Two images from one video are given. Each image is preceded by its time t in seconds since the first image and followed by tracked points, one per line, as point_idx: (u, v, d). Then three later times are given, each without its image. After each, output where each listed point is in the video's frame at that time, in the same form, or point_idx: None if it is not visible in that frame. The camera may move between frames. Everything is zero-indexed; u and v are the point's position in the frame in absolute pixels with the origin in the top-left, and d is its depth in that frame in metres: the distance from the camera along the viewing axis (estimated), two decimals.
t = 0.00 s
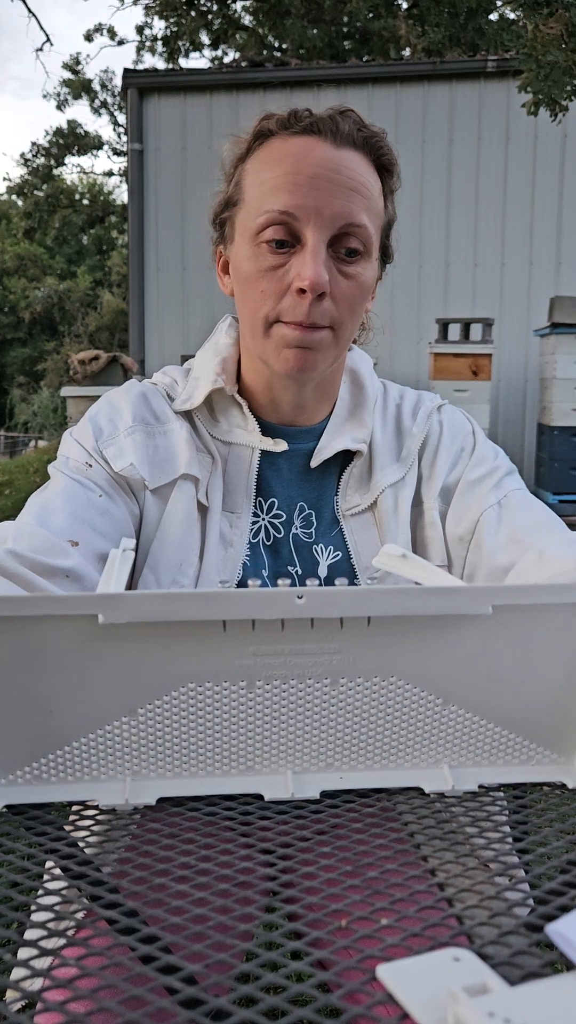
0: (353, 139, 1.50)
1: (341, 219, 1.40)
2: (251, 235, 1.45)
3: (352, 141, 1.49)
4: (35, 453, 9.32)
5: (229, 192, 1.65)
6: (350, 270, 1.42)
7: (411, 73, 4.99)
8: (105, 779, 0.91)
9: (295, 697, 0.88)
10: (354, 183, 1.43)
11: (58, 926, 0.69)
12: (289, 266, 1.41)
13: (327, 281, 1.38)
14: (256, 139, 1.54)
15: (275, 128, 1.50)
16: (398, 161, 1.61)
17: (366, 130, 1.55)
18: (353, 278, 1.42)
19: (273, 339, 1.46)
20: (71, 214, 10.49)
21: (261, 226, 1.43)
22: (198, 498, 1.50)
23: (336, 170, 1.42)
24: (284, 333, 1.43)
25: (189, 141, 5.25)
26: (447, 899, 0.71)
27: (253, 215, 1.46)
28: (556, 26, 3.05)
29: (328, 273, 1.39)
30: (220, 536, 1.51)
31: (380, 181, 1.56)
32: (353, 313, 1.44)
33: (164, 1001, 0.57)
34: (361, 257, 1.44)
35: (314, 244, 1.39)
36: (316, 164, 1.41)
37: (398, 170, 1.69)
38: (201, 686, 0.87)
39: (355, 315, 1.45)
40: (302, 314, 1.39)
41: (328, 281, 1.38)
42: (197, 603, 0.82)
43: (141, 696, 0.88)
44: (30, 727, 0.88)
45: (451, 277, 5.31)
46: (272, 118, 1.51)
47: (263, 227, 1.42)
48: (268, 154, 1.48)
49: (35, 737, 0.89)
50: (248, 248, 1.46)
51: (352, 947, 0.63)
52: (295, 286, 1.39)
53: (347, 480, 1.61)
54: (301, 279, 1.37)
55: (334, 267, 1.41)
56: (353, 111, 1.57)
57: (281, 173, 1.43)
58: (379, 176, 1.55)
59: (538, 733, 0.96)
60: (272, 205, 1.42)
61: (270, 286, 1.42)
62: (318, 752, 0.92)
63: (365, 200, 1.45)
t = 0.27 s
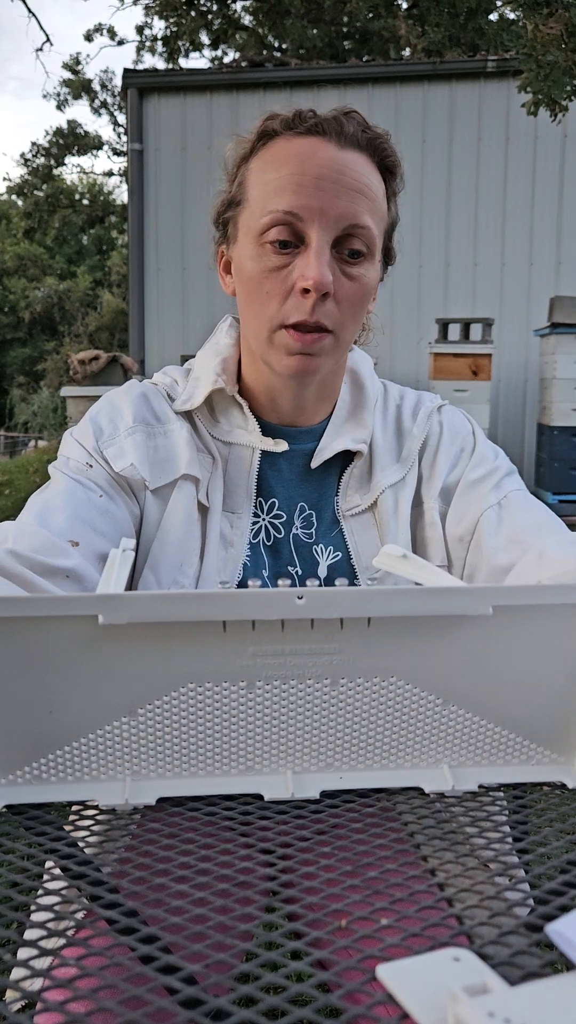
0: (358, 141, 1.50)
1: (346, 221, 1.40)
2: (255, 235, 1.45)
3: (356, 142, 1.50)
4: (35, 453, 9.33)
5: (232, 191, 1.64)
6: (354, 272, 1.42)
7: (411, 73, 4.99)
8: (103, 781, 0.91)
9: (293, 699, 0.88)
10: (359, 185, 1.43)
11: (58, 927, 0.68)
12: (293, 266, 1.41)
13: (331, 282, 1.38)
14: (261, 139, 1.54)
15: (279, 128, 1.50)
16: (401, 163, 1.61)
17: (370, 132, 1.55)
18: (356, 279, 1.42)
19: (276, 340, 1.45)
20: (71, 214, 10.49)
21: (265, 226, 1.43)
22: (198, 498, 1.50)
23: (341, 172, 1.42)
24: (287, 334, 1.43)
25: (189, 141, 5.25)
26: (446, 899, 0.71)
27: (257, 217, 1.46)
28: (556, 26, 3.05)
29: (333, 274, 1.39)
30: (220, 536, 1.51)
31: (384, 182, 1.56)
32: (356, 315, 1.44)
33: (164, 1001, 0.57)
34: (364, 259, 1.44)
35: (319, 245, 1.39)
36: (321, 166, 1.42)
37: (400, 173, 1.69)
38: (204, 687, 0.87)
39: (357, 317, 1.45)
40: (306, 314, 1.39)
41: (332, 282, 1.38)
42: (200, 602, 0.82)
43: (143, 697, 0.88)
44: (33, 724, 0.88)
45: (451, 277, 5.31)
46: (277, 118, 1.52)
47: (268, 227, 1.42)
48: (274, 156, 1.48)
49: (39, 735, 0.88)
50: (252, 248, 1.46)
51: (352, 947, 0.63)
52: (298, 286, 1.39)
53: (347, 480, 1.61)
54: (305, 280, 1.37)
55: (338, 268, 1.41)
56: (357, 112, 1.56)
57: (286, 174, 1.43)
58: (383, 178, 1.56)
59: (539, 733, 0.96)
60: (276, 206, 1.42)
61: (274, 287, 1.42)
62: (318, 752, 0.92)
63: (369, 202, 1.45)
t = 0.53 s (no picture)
0: (361, 139, 1.50)
1: (349, 218, 1.40)
2: (258, 232, 1.45)
3: (359, 141, 1.50)
4: (36, 453, 9.33)
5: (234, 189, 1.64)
6: (355, 269, 1.42)
7: (410, 72, 4.99)
8: (112, 770, 0.92)
9: (299, 669, 0.92)
10: (362, 183, 1.43)
11: (57, 927, 0.68)
12: (295, 263, 1.40)
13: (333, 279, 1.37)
14: (263, 137, 1.55)
15: (282, 126, 1.50)
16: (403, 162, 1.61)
17: (372, 131, 1.56)
18: (358, 277, 1.42)
19: (277, 337, 1.44)
20: (71, 214, 10.49)
21: (268, 222, 1.42)
22: (197, 497, 1.50)
23: (345, 169, 1.42)
24: (288, 330, 1.43)
25: (189, 141, 5.25)
26: (446, 899, 0.71)
27: (260, 214, 1.45)
28: (555, 26, 3.06)
29: (335, 271, 1.38)
30: (220, 534, 1.51)
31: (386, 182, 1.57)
32: (357, 313, 1.44)
33: (163, 1002, 0.57)
34: (366, 257, 1.44)
35: (321, 241, 1.39)
36: (324, 163, 1.42)
37: (401, 172, 1.70)
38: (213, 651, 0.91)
39: (358, 315, 1.44)
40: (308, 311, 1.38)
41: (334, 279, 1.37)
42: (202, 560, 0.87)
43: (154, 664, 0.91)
44: (45, 701, 0.90)
45: (451, 276, 5.31)
46: (281, 118, 1.53)
47: (270, 223, 1.42)
48: (277, 154, 1.48)
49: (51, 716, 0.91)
50: (254, 244, 1.46)
51: (352, 948, 0.63)
52: (300, 283, 1.38)
53: (349, 479, 1.61)
54: (307, 276, 1.36)
55: (340, 265, 1.41)
56: (359, 112, 1.57)
57: (290, 171, 1.43)
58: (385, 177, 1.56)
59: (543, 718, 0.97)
60: (279, 202, 1.41)
61: (276, 283, 1.42)
62: (327, 736, 0.94)
63: (372, 200, 1.45)
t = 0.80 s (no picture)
0: (355, 131, 1.52)
1: (342, 204, 1.39)
2: (252, 222, 1.46)
3: (353, 132, 1.51)
4: (36, 453, 9.33)
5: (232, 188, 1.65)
6: (349, 256, 1.41)
7: (410, 73, 4.99)
8: (102, 774, 0.91)
9: (290, 662, 0.92)
10: (355, 170, 1.43)
11: (59, 926, 0.68)
12: (289, 249, 1.40)
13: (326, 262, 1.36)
14: (260, 132, 1.56)
15: (277, 121, 1.52)
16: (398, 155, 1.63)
17: (366, 125, 1.57)
18: (353, 263, 1.41)
19: (273, 325, 1.44)
20: (70, 214, 10.49)
21: (261, 211, 1.43)
22: (197, 496, 1.50)
23: (339, 157, 1.42)
24: (282, 317, 1.42)
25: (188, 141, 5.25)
26: (447, 898, 0.70)
27: (255, 204, 1.46)
28: (555, 27, 3.07)
29: (328, 255, 1.38)
30: (220, 532, 1.52)
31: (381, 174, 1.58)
32: (353, 300, 1.42)
33: (164, 1002, 0.57)
34: (361, 244, 1.43)
35: (314, 226, 1.38)
36: (317, 152, 1.42)
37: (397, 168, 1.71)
38: (206, 645, 0.91)
39: (355, 302, 1.43)
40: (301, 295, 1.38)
41: (328, 263, 1.36)
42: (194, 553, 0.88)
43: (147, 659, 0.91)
44: (39, 698, 0.90)
45: (450, 276, 5.31)
46: (274, 113, 1.54)
47: (264, 212, 1.43)
48: (272, 146, 1.49)
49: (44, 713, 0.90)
50: (248, 234, 1.46)
51: (353, 947, 0.63)
52: (294, 268, 1.38)
53: (349, 478, 1.61)
54: (301, 261, 1.36)
55: (335, 251, 1.40)
56: (352, 108, 1.59)
57: (283, 161, 1.44)
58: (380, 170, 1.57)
59: (537, 716, 0.96)
60: (273, 190, 1.42)
61: (270, 270, 1.42)
62: (319, 735, 0.94)
63: (366, 188, 1.45)
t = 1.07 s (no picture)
0: (344, 128, 1.51)
1: (332, 199, 1.40)
2: (244, 219, 1.46)
3: (342, 130, 1.51)
4: (36, 453, 9.32)
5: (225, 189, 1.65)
6: (340, 250, 1.41)
7: (411, 72, 4.99)
8: (91, 786, 0.91)
9: (287, 679, 0.92)
10: (344, 166, 1.43)
11: (58, 926, 0.68)
12: (280, 245, 1.41)
13: (317, 257, 1.37)
14: (250, 135, 1.56)
15: (267, 121, 1.52)
16: (387, 152, 1.64)
17: (355, 122, 1.57)
18: (344, 258, 1.41)
19: (264, 321, 1.44)
20: (70, 214, 10.50)
21: (252, 208, 1.43)
22: (195, 496, 1.49)
23: (328, 153, 1.43)
24: (274, 312, 1.42)
25: (188, 142, 5.25)
26: (446, 897, 0.70)
27: (246, 201, 1.46)
28: (555, 26, 3.08)
29: (318, 250, 1.38)
30: (218, 532, 1.52)
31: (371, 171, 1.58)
32: (345, 296, 1.43)
33: (164, 1002, 0.57)
34: (352, 239, 1.44)
35: (304, 222, 1.39)
36: (307, 148, 1.43)
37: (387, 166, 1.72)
38: (200, 664, 0.91)
39: (347, 298, 1.43)
40: (292, 289, 1.38)
41: (319, 257, 1.37)
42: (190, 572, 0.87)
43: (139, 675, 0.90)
44: (31, 709, 0.90)
45: (450, 276, 5.31)
46: (265, 114, 1.53)
47: (254, 209, 1.43)
48: (263, 144, 1.49)
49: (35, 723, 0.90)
50: (239, 232, 1.47)
51: (352, 947, 0.63)
52: (285, 262, 1.38)
53: (345, 477, 1.61)
54: (291, 255, 1.36)
55: (326, 246, 1.40)
56: (341, 104, 1.59)
57: (273, 158, 1.44)
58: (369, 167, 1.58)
59: (530, 728, 0.97)
60: (263, 187, 1.42)
61: (261, 266, 1.42)
62: (313, 750, 0.94)
63: (356, 183, 1.45)
